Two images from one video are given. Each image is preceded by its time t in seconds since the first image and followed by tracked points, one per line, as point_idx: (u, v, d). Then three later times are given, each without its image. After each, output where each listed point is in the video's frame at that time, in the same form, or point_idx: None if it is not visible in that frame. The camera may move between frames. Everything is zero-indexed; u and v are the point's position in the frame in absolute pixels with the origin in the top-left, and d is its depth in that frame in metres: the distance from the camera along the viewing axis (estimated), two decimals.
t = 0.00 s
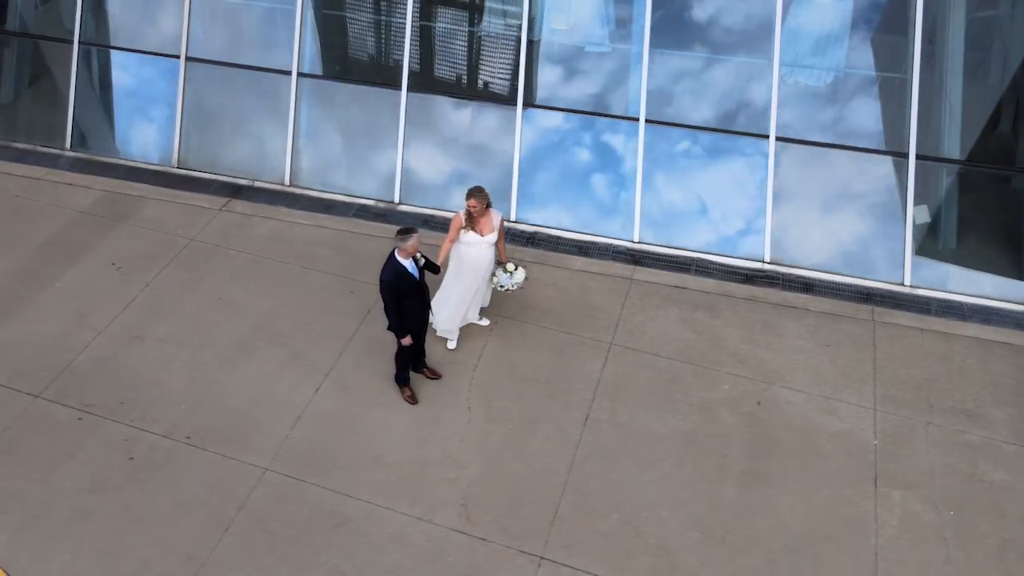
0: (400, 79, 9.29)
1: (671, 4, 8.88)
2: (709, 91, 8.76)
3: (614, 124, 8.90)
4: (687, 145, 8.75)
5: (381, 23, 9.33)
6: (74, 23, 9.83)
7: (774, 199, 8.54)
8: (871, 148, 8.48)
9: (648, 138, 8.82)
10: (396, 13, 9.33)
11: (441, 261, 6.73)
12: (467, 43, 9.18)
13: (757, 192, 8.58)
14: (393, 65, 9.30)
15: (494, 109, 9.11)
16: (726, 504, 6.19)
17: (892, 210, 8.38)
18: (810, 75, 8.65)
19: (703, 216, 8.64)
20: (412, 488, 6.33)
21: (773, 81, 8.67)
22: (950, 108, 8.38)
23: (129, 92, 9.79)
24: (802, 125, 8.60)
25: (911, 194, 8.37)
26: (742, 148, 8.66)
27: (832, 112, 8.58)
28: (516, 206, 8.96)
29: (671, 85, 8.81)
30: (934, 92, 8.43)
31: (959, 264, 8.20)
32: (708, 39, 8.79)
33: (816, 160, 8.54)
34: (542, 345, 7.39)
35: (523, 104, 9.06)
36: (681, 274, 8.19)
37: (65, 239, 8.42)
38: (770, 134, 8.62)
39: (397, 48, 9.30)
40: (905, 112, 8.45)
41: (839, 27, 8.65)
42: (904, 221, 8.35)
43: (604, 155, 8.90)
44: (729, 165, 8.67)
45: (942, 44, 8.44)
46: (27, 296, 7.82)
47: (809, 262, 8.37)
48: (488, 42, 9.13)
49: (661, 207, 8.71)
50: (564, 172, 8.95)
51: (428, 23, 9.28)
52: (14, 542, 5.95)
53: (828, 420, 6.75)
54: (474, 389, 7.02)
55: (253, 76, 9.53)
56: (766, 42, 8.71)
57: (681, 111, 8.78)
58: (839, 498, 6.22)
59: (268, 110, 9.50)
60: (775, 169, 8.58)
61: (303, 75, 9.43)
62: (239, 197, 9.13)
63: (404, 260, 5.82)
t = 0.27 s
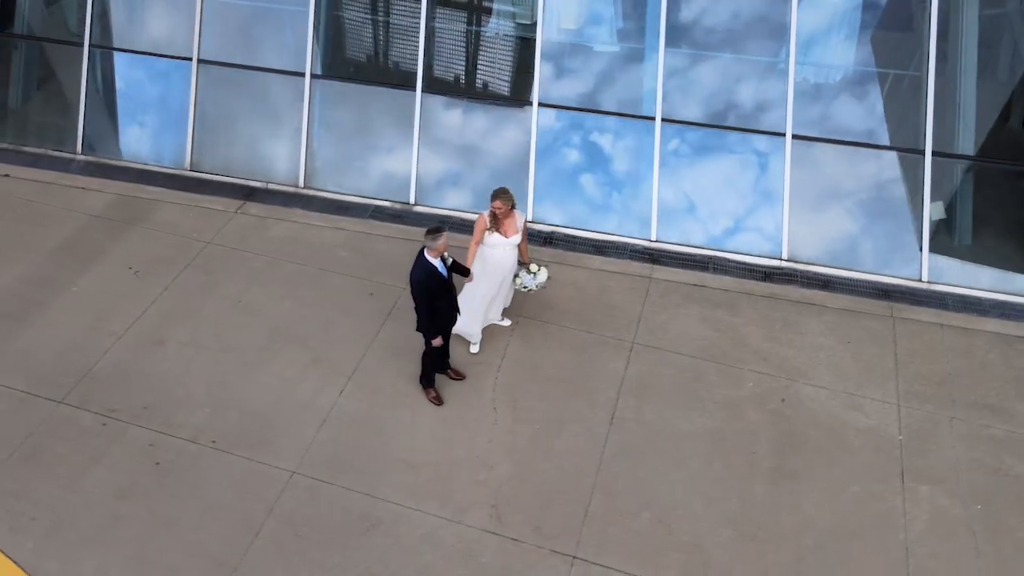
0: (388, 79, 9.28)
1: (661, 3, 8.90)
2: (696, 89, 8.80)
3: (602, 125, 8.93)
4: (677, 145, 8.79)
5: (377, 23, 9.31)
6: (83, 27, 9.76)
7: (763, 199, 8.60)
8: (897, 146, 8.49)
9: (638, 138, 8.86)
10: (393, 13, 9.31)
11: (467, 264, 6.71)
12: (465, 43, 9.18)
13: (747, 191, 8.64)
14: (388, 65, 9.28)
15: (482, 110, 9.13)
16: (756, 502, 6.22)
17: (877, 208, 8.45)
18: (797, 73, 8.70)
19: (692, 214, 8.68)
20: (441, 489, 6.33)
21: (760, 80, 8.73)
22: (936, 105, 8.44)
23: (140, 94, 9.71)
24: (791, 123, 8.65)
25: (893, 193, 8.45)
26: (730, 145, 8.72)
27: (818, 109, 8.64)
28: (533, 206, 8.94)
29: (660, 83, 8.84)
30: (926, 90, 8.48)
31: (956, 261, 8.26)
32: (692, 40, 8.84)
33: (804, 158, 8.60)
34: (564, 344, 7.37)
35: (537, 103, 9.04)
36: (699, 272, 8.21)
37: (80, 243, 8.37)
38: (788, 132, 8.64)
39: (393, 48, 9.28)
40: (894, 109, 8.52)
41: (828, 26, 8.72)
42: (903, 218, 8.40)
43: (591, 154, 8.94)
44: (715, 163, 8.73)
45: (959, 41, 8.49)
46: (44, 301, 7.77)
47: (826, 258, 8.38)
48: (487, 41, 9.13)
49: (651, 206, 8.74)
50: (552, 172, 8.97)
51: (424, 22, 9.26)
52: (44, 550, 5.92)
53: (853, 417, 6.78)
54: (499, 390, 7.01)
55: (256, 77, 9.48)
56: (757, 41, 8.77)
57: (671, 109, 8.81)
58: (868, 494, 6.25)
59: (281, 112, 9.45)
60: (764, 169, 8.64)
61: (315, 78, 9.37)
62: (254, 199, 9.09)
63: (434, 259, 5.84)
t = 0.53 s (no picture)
0: (378, 80, 9.28)
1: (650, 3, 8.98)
2: (684, 86, 8.87)
3: (589, 124, 8.96)
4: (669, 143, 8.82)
5: (370, 23, 9.32)
6: (85, 30, 9.70)
7: (751, 196, 8.65)
8: (909, 143, 8.53)
9: (625, 137, 8.91)
10: (386, 13, 9.34)
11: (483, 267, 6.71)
12: (458, 43, 9.20)
13: (735, 188, 8.69)
14: (380, 65, 9.29)
15: (469, 111, 9.15)
16: (777, 496, 6.24)
17: (862, 204, 8.51)
18: (788, 70, 8.78)
19: (681, 212, 8.71)
20: (461, 490, 6.32)
21: (745, 79, 8.81)
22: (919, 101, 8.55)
23: (144, 98, 9.66)
24: (780, 122, 8.71)
25: (877, 188, 8.52)
26: (716, 142, 8.76)
27: (804, 106, 8.71)
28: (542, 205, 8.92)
29: (648, 83, 8.92)
30: (916, 86, 8.58)
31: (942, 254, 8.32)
32: (680, 38, 8.92)
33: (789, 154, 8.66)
34: (578, 344, 7.38)
35: (544, 104, 9.04)
36: (710, 270, 8.23)
37: (88, 249, 8.31)
38: (796, 129, 8.68)
39: (386, 48, 9.29)
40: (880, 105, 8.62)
41: (815, 24, 8.80)
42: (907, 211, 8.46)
43: (578, 152, 8.94)
44: (702, 160, 8.76)
45: (961, 35, 8.57)
46: (53, 307, 7.71)
47: (836, 255, 8.41)
48: (479, 42, 9.16)
49: (640, 205, 8.78)
50: (548, 171, 8.96)
51: (418, 22, 9.29)
52: (64, 558, 5.88)
53: (868, 412, 6.82)
54: (516, 390, 7.01)
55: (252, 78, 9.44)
56: (746, 40, 8.86)
57: (659, 108, 8.87)
58: (886, 488, 6.28)
59: (287, 114, 9.41)
60: (753, 166, 8.70)
61: (322, 78, 9.32)
62: (262, 202, 9.04)
63: (453, 258, 5.83)
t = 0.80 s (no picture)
0: (362, 81, 9.32)
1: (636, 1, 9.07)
2: (667, 84, 8.98)
3: (570, 122, 9.05)
4: (651, 141, 8.94)
5: (358, 25, 9.34)
6: (83, 36, 9.60)
7: (731, 191, 8.76)
8: (907, 137, 8.65)
9: (605, 136, 9.02)
10: (373, 14, 9.36)
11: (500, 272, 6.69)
12: (447, 43, 9.25)
13: (715, 184, 8.79)
14: (368, 67, 9.32)
15: (450, 112, 9.21)
16: (802, 490, 6.30)
17: (839, 199, 8.64)
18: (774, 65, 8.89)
19: (662, 210, 8.81)
20: (488, 492, 6.31)
21: (721, 76, 8.92)
22: (896, 94, 8.71)
23: (146, 103, 9.58)
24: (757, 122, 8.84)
25: (853, 182, 8.65)
26: (695, 139, 8.88)
27: (784, 105, 8.83)
28: (552, 203, 8.95)
29: (628, 82, 9.03)
30: (902, 81, 8.74)
31: (917, 248, 8.44)
32: (663, 36, 9.03)
33: (767, 149, 8.80)
34: (595, 342, 7.40)
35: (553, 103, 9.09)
36: (721, 266, 8.27)
37: (95, 257, 8.21)
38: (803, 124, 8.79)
39: (374, 49, 9.32)
40: (855, 100, 8.76)
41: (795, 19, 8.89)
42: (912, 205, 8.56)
43: (560, 151, 9.03)
44: (682, 158, 8.87)
45: (958, 29, 8.68)
46: (62, 317, 7.61)
47: (845, 250, 8.49)
48: (468, 41, 9.22)
49: (623, 203, 8.87)
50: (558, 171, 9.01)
51: (407, 23, 9.34)
52: (88, 571, 5.80)
53: (886, 404, 6.88)
54: (536, 389, 7.01)
55: (251, 80, 9.42)
56: (722, 36, 8.96)
57: (641, 106, 8.99)
58: (908, 479, 6.35)
59: (291, 118, 9.39)
60: (732, 162, 8.81)
61: (327, 82, 9.34)
62: (269, 206, 8.98)
63: (477, 258, 5.89)
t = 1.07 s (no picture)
0: (338, 84, 9.31)
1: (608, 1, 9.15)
2: (640, 81, 9.09)
3: (541, 121, 9.11)
4: (621, 139, 9.05)
5: (336, 28, 9.31)
6: (71, 45, 9.51)
7: (704, 187, 8.87)
8: (894, 128, 8.80)
9: (578, 135, 9.09)
10: (351, 17, 9.33)
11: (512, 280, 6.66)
12: (427, 44, 9.24)
13: (688, 180, 8.89)
14: (348, 70, 9.31)
15: (421, 115, 9.24)
16: (820, 480, 6.36)
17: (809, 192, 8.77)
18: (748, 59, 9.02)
19: (639, 206, 8.89)
20: (509, 494, 6.30)
21: (689, 72, 9.05)
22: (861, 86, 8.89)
23: (139, 112, 9.50)
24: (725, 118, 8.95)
25: (822, 176, 8.78)
26: (667, 135, 8.99)
27: (753, 103, 8.96)
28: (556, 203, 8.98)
29: (599, 80, 9.12)
30: (881, 73, 8.89)
31: (884, 239, 8.59)
32: (636, 34, 9.13)
33: (736, 144, 8.93)
34: (606, 341, 7.45)
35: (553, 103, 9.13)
36: (725, 262, 8.33)
37: (93, 270, 8.07)
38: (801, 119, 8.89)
39: (356, 52, 9.31)
40: (821, 92, 8.92)
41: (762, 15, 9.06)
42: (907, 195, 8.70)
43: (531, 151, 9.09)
44: (652, 155, 8.99)
45: (944, 21, 8.83)
46: (64, 332, 7.46)
47: (847, 241, 8.61)
48: (447, 43, 9.23)
49: (595, 200, 8.95)
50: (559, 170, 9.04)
51: (386, 24, 9.31)
52: None
53: (895, 392, 6.98)
54: (550, 390, 7.03)
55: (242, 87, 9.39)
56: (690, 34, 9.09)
57: (613, 104, 9.08)
58: (922, 465, 6.43)
59: (287, 123, 9.35)
60: (700, 157, 8.92)
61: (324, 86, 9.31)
62: (269, 214, 8.89)
63: (495, 260, 5.95)
